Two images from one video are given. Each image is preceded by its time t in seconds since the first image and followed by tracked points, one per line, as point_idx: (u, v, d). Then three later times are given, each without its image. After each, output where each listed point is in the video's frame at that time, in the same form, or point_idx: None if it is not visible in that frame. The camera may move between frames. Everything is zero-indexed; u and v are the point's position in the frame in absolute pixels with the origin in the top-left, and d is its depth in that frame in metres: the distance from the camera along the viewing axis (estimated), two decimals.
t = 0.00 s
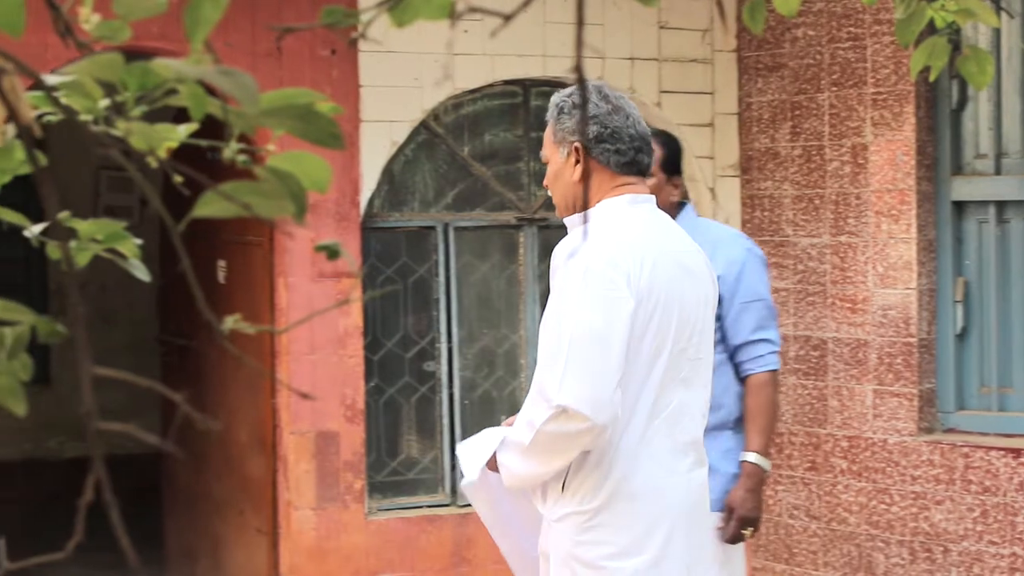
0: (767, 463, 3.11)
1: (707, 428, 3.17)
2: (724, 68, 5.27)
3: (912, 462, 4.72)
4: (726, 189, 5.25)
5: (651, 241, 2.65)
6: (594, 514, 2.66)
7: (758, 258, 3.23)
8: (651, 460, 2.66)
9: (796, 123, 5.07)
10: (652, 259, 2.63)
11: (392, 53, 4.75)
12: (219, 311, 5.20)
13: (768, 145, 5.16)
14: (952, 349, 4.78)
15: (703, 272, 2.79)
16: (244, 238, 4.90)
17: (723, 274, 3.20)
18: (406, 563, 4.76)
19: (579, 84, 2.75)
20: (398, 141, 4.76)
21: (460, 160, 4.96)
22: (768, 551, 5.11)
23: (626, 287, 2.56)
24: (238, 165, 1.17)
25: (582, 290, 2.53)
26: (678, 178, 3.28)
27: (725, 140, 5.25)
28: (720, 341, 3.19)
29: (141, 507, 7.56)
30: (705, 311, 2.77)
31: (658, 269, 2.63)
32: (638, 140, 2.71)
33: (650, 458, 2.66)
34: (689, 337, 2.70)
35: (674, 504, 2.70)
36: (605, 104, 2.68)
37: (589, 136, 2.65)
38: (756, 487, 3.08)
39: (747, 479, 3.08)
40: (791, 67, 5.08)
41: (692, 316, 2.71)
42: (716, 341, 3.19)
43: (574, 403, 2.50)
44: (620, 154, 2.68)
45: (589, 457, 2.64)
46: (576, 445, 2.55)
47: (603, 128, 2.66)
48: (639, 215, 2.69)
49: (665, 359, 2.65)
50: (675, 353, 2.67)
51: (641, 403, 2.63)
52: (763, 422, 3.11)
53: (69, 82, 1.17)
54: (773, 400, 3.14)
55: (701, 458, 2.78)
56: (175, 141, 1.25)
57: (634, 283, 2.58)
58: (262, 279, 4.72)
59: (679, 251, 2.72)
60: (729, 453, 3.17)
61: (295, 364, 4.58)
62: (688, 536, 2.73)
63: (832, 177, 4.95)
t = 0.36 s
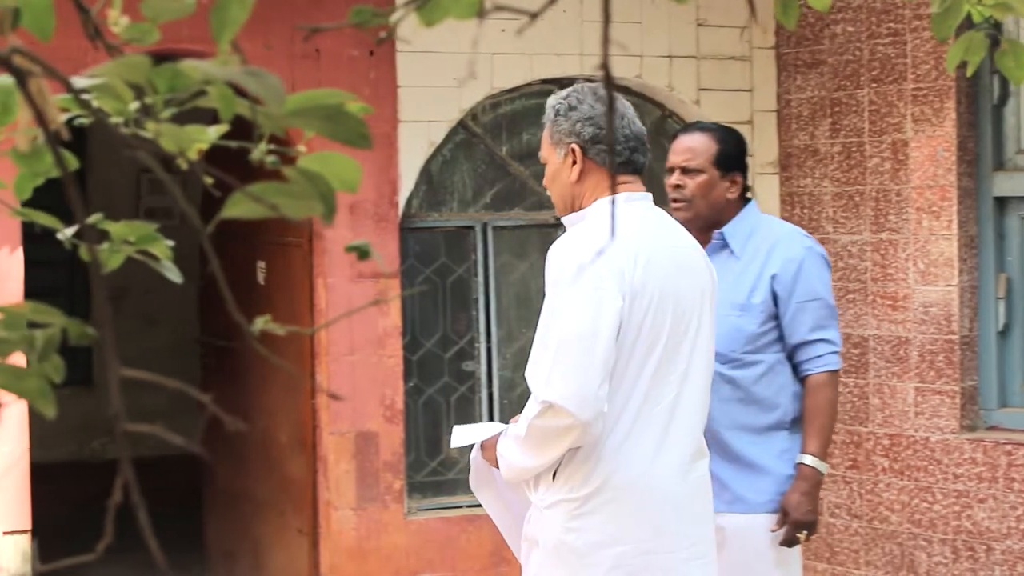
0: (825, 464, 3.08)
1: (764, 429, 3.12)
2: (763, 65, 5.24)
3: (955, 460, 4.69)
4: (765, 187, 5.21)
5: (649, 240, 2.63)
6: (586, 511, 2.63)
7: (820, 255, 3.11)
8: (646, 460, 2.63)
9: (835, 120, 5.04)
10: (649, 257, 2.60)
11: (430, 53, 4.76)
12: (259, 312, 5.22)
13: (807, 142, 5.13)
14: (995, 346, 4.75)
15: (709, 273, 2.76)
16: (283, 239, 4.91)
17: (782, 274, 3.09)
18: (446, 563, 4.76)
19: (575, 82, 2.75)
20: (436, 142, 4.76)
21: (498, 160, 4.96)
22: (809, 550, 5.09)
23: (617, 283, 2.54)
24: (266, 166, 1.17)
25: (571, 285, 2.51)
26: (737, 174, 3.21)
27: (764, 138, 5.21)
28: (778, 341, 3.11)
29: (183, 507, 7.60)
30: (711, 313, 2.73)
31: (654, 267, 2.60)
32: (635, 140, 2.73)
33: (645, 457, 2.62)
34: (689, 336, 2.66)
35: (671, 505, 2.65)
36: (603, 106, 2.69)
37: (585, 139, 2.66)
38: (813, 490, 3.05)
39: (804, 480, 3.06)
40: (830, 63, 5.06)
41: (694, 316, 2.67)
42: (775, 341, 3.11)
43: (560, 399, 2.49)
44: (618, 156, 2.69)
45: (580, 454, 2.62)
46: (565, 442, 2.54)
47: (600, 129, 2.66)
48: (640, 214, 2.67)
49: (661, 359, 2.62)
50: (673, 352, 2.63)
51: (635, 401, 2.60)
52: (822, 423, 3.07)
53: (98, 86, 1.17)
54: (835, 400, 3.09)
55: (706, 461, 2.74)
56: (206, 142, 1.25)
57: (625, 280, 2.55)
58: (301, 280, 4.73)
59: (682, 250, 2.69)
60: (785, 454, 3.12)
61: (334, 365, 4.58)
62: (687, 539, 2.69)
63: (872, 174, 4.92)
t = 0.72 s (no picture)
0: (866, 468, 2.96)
1: (802, 430, 3.05)
2: (795, 63, 5.19)
3: (988, 460, 4.68)
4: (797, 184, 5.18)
5: (592, 243, 2.57)
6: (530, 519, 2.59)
7: (861, 256, 2.99)
8: (588, 469, 2.57)
9: (868, 118, 5.02)
10: (591, 262, 2.55)
11: (460, 53, 4.76)
12: (291, 312, 5.23)
13: (840, 140, 5.10)
14: None
15: (660, 274, 2.69)
16: (314, 239, 4.92)
17: (820, 275, 2.99)
18: (478, 562, 4.77)
19: (532, 89, 2.67)
20: (467, 141, 4.77)
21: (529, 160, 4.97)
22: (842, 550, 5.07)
23: (554, 290, 2.49)
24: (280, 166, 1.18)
25: (507, 295, 2.47)
26: (775, 173, 3.09)
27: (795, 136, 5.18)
28: (819, 341, 3.02)
29: (217, 507, 7.64)
30: (661, 315, 2.67)
31: (597, 273, 2.55)
32: (585, 147, 2.64)
33: (588, 466, 2.57)
34: (635, 341, 2.60)
35: (614, 513, 2.61)
36: (547, 116, 2.60)
37: (533, 147, 2.60)
38: (853, 494, 2.94)
39: (842, 484, 2.95)
40: (862, 61, 5.03)
41: (640, 320, 2.62)
42: (815, 342, 3.02)
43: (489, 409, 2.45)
44: (564, 163, 2.61)
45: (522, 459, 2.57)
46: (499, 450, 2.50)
47: (547, 138, 2.59)
48: (588, 216, 2.61)
49: (603, 364, 2.56)
50: (616, 359, 2.58)
51: (577, 409, 2.55)
52: (861, 426, 2.95)
53: (111, 89, 1.17)
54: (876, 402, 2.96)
55: (656, 467, 2.69)
56: (223, 144, 1.26)
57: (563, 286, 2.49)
58: (333, 280, 4.74)
59: (629, 253, 2.63)
60: (825, 456, 3.04)
61: (365, 365, 4.59)
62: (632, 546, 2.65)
63: (904, 172, 4.90)
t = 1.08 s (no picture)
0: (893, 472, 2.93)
1: (830, 432, 3.03)
2: (827, 63, 5.17)
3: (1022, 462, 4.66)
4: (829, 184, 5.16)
5: (535, 240, 2.67)
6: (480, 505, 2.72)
7: (890, 258, 2.95)
8: (531, 457, 2.70)
9: (900, 117, 4.99)
10: (532, 258, 2.65)
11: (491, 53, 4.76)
12: (322, 310, 5.24)
13: (872, 139, 5.08)
14: None
15: (605, 266, 2.79)
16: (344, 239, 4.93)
17: (848, 277, 2.96)
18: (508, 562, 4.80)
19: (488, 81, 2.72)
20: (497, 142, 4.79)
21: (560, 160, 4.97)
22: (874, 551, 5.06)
23: (495, 288, 2.58)
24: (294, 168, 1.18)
25: (450, 293, 2.57)
26: (804, 174, 3.06)
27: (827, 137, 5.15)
28: (847, 344, 2.99)
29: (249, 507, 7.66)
30: (606, 307, 2.78)
31: (540, 270, 2.64)
32: (534, 142, 2.70)
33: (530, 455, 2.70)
34: (579, 334, 2.71)
35: (558, 498, 2.73)
36: (489, 113, 2.66)
37: (482, 144, 2.68)
38: (878, 498, 2.92)
39: (867, 488, 2.93)
40: (894, 61, 5.01)
41: (584, 313, 2.72)
42: (843, 344, 2.99)
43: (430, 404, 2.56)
44: (511, 161, 2.68)
45: (472, 449, 2.70)
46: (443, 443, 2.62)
47: (495, 135, 2.67)
48: (533, 212, 2.71)
49: (547, 358, 2.67)
50: (559, 353, 2.69)
51: (520, 401, 2.67)
52: (887, 430, 2.92)
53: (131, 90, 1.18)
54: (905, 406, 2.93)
55: (599, 452, 2.81)
56: (241, 147, 1.26)
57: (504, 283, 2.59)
58: (364, 280, 4.75)
59: (572, 248, 2.73)
60: (852, 458, 3.02)
61: (396, 365, 4.59)
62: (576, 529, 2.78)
63: (937, 172, 4.88)
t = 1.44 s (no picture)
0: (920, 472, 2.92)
1: (857, 431, 3.02)
2: (858, 60, 5.15)
3: None
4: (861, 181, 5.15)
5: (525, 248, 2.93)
6: (475, 494, 2.98)
7: (918, 257, 2.94)
8: (520, 449, 2.96)
9: (932, 114, 4.97)
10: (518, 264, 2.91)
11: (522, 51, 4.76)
12: (353, 308, 5.25)
13: (904, 137, 5.07)
14: None
15: (591, 269, 3.05)
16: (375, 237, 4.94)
17: (875, 276, 2.95)
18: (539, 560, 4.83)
19: (473, 93, 3.04)
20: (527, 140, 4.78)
21: (591, 157, 4.97)
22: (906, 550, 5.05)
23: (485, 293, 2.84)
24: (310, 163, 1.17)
25: (443, 297, 2.84)
26: (830, 171, 3.04)
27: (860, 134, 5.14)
28: (874, 342, 2.98)
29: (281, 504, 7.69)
30: (592, 307, 3.04)
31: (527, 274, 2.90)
32: (515, 148, 3.01)
33: (523, 446, 2.96)
34: (565, 334, 2.97)
35: (548, 485, 3.00)
36: (470, 123, 2.98)
37: (469, 150, 2.99)
38: (905, 498, 2.91)
39: (893, 488, 2.92)
40: (927, 57, 4.99)
41: (571, 313, 2.98)
42: (870, 343, 2.98)
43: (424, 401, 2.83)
44: (495, 166, 2.99)
45: (465, 446, 2.96)
46: (436, 437, 2.88)
47: (480, 142, 2.98)
48: (519, 220, 2.98)
49: (534, 356, 2.93)
50: (547, 351, 2.94)
51: (510, 396, 2.93)
52: (914, 429, 2.91)
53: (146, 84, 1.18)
54: (933, 404, 2.92)
55: (587, 442, 3.07)
56: (258, 141, 1.26)
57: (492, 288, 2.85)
58: (394, 278, 4.76)
59: (558, 253, 2.98)
60: (879, 457, 3.02)
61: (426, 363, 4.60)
62: (567, 514, 3.04)
63: (969, 169, 4.86)
